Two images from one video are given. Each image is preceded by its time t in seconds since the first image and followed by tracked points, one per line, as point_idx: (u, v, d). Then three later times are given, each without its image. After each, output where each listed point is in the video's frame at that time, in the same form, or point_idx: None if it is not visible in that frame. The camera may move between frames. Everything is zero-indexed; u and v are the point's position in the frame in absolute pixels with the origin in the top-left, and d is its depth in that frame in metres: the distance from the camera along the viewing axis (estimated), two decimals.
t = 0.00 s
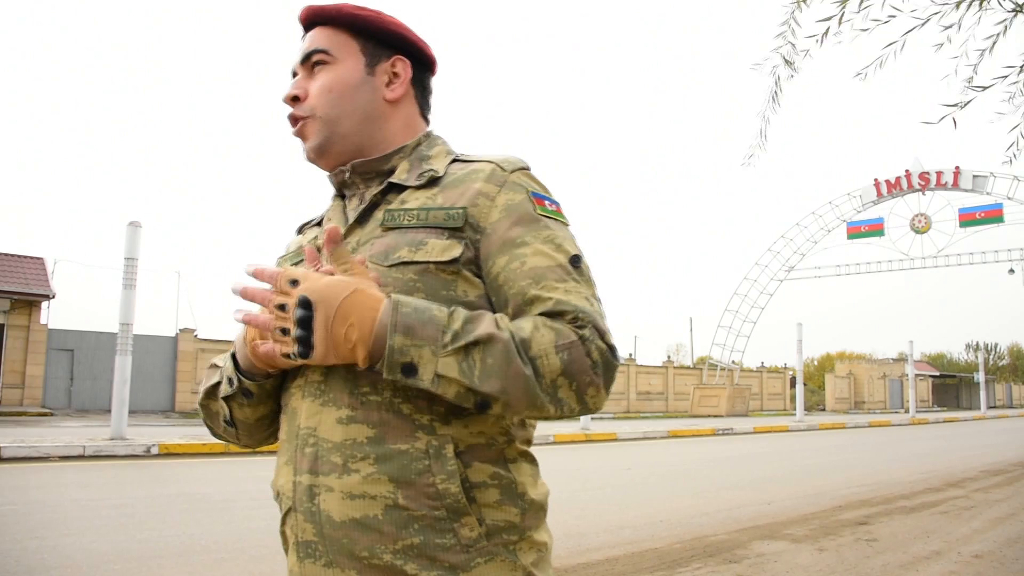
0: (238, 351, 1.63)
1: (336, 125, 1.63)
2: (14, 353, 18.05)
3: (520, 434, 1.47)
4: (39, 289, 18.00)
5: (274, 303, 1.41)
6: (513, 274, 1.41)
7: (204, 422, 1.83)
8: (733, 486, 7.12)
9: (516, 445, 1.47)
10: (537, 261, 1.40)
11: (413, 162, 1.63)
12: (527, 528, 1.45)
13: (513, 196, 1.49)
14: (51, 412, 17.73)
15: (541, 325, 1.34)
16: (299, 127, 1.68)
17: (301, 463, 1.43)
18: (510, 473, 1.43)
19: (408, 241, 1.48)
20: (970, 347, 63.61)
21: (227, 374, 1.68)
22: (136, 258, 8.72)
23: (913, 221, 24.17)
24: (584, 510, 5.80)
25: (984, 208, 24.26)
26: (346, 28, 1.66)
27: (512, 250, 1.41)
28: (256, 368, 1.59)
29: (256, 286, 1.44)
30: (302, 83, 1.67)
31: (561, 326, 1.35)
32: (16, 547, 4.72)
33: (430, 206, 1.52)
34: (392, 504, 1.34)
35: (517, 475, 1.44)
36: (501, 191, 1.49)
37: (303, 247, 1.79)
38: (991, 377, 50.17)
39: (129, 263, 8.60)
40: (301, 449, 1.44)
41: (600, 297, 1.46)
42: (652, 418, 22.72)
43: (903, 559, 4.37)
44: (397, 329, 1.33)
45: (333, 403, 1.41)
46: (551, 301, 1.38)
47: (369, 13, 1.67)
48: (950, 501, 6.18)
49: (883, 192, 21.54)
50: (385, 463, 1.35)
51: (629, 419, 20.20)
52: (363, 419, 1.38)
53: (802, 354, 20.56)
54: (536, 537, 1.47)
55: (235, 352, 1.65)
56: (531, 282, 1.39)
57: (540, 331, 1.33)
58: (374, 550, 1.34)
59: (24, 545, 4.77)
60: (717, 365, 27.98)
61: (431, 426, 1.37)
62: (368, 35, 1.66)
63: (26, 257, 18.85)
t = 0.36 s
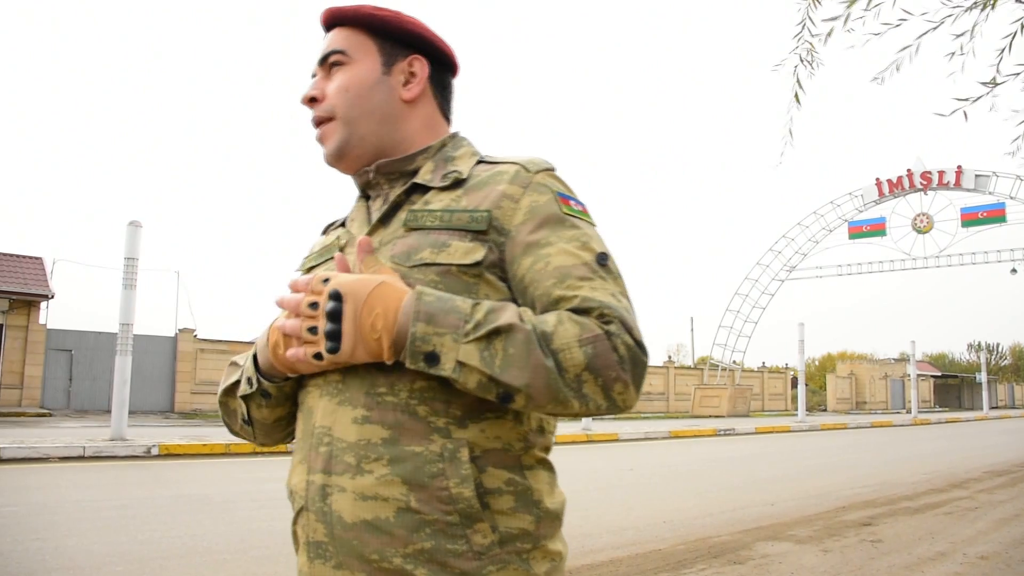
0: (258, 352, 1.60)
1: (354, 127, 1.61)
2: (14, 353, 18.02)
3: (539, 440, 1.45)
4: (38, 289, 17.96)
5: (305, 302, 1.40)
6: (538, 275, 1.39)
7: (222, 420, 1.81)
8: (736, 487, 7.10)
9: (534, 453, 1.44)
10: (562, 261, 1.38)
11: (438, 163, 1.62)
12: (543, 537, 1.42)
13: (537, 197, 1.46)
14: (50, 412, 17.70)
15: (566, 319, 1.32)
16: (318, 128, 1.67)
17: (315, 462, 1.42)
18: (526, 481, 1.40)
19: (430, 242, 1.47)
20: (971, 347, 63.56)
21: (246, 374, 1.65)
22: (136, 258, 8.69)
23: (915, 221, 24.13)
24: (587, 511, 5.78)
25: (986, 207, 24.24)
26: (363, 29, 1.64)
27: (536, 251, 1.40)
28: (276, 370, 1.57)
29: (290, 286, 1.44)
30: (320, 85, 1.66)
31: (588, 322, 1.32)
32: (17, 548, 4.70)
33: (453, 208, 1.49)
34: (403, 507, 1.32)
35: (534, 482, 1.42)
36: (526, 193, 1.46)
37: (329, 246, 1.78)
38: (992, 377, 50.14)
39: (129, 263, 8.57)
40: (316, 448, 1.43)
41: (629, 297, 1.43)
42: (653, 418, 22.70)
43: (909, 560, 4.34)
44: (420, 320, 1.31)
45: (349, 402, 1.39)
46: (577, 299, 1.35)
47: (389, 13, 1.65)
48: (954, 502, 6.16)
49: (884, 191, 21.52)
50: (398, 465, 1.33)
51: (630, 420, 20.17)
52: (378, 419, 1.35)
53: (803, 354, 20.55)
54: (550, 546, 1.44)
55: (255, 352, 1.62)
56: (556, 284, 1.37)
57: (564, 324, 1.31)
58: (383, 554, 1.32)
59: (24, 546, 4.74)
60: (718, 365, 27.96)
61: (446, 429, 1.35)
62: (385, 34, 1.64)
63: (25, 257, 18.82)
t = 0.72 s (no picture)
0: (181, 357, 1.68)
1: (385, 118, 1.61)
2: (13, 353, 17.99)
3: (565, 443, 1.42)
4: (38, 289, 17.94)
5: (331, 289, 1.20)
6: (574, 278, 1.38)
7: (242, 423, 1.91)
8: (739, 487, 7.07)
9: (558, 455, 1.42)
10: (599, 266, 1.38)
11: (469, 162, 1.63)
12: (568, 540, 1.40)
13: (572, 201, 1.47)
14: (50, 413, 17.68)
15: (612, 333, 1.31)
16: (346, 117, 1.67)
17: (339, 461, 1.41)
18: (552, 483, 1.39)
19: (461, 241, 1.47)
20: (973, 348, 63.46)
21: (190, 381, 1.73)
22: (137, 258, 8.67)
23: (918, 220, 24.08)
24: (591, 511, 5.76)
25: (989, 207, 24.20)
26: (401, 24, 1.66)
27: (574, 254, 1.38)
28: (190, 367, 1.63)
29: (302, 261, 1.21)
30: (352, 76, 1.66)
31: (636, 342, 1.33)
32: (18, 548, 4.69)
33: (486, 208, 1.50)
34: (430, 508, 1.31)
35: (560, 484, 1.41)
36: (560, 196, 1.46)
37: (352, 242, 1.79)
38: (994, 378, 50.08)
39: (130, 263, 8.54)
40: (340, 446, 1.41)
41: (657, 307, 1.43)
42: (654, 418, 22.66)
43: (914, 561, 4.32)
44: (478, 333, 1.24)
45: (375, 399, 1.38)
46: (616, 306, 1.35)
47: (425, 8, 1.67)
48: (958, 502, 6.14)
49: (886, 191, 21.49)
50: (425, 464, 1.31)
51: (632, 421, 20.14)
52: (405, 417, 1.34)
53: (805, 354, 20.52)
54: (574, 549, 1.43)
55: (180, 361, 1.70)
56: (594, 287, 1.36)
57: (613, 339, 1.30)
58: (409, 555, 1.31)
59: (24, 547, 4.72)
60: (719, 366, 27.92)
61: (473, 429, 1.33)
62: (422, 31, 1.66)
63: (25, 257, 18.81)
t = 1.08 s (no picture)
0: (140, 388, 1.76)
1: (412, 110, 1.64)
2: (14, 354, 17.98)
3: (590, 446, 1.40)
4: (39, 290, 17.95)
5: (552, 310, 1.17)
6: (616, 290, 1.42)
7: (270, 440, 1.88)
8: (742, 488, 7.06)
9: (584, 458, 1.41)
10: (639, 280, 1.45)
11: (496, 158, 1.61)
12: (590, 543, 1.41)
13: (605, 210, 1.49)
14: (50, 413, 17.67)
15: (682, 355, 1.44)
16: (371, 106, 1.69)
17: (362, 462, 1.42)
18: (578, 485, 1.38)
19: (492, 243, 1.45)
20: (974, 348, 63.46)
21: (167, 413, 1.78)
22: (138, 258, 8.65)
23: (918, 220, 24.07)
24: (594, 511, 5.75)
25: (989, 207, 24.20)
26: (432, 15, 1.69)
27: (614, 265, 1.43)
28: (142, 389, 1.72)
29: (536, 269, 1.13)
30: (379, 65, 1.69)
31: (693, 361, 1.46)
32: (20, 549, 4.68)
33: (517, 210, 1.49)
34: (455, 510, 1.32)
35: (585, 488, 1.40)
36: (595, 205, 1.48)
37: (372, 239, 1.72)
38: (995, 378, 50.08)
39: (131, 263, 8.53)
40: (363, 447, 1.42)
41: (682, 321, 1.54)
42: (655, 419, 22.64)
43: (918, 561, 4.31)
44: (619, 361, 1.29)
45: (399, 400, 1.39)
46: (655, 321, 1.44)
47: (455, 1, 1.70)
48: (961, 502, 6.13)
49: (887, 191, 21.48)
50: (450, 466, 1.33)
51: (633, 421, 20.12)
52: (430, 418, 1.35)
53: (805, 354, 20.51)
54: (596, 551, 1.44)
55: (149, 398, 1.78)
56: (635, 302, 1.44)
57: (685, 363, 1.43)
58: (432, 557, 1.33)
59: (26, 548, 4.72)
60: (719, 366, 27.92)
61: (499, 431, 1.33)
62: (451, 23, 1.69)
63: (25, 257, 18.81)
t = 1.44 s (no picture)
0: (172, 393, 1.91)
1: (438, 108, 1.70)
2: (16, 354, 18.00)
3: (608, 447, 1.48)
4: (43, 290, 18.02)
5: (712, 313, 1.20)
6: (641, 293, 1.46)
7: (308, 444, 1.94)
8: (742, 487, 7.12)
9: (603, 459, 1.47)
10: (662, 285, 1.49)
11: (517, 156, 1.68)
12: (608, 544, 1.46)
13: (628, 212, 1.53)
14: (53, 413, 17.68)
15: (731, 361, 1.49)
16: (397, 102, 1.75)
17: (380, 462, 1.47)
18: (596, 486, 1.44)
19: (514, 244, 1.50)
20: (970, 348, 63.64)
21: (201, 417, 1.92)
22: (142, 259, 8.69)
23: (916, 221, 24.18)
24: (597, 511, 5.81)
25: (986, 208, 24.33)
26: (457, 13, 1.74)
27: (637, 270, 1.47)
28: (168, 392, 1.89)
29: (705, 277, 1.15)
30: (404, 60, 1.74)
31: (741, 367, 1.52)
32: (28, 548, 4.73)
33: (539, 210, 1.54)
34: (475, 510, 1.37)
35: (603, 488, 1.46)
36: (618, 206, 1.52)
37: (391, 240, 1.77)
38: (992, 378, 50.25)
39: (135, 263, 8.57)
40: (382, 446, 1.48)
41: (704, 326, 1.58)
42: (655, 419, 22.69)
43: (917, 559, 4.37)
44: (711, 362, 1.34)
45: (418, 400, 1.45)
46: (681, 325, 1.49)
47: None
48: (959, 500, 6.20)
49: (885, 192, 21.59)
50: (470, 466, 1.38)
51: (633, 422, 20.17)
52: (450, 419, 1.41)
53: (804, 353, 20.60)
54: (613, 552, 1.49)
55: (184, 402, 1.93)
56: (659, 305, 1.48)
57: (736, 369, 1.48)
58: (452, 558, 1.38)
59: (34, 546, 4.77)
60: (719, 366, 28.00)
61: (519, 432, 1.39)
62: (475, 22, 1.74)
63: (26, 258, 18.84)
